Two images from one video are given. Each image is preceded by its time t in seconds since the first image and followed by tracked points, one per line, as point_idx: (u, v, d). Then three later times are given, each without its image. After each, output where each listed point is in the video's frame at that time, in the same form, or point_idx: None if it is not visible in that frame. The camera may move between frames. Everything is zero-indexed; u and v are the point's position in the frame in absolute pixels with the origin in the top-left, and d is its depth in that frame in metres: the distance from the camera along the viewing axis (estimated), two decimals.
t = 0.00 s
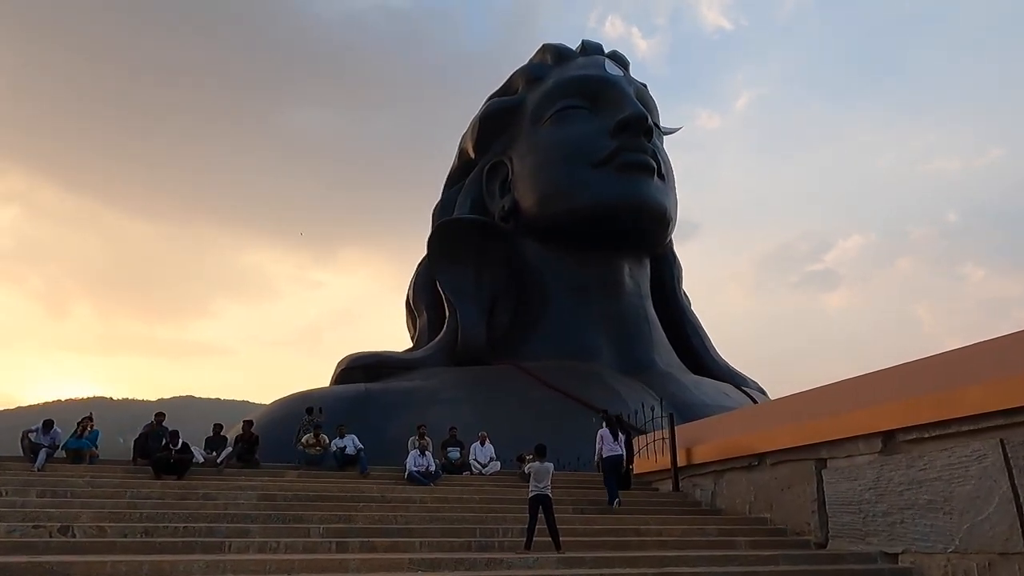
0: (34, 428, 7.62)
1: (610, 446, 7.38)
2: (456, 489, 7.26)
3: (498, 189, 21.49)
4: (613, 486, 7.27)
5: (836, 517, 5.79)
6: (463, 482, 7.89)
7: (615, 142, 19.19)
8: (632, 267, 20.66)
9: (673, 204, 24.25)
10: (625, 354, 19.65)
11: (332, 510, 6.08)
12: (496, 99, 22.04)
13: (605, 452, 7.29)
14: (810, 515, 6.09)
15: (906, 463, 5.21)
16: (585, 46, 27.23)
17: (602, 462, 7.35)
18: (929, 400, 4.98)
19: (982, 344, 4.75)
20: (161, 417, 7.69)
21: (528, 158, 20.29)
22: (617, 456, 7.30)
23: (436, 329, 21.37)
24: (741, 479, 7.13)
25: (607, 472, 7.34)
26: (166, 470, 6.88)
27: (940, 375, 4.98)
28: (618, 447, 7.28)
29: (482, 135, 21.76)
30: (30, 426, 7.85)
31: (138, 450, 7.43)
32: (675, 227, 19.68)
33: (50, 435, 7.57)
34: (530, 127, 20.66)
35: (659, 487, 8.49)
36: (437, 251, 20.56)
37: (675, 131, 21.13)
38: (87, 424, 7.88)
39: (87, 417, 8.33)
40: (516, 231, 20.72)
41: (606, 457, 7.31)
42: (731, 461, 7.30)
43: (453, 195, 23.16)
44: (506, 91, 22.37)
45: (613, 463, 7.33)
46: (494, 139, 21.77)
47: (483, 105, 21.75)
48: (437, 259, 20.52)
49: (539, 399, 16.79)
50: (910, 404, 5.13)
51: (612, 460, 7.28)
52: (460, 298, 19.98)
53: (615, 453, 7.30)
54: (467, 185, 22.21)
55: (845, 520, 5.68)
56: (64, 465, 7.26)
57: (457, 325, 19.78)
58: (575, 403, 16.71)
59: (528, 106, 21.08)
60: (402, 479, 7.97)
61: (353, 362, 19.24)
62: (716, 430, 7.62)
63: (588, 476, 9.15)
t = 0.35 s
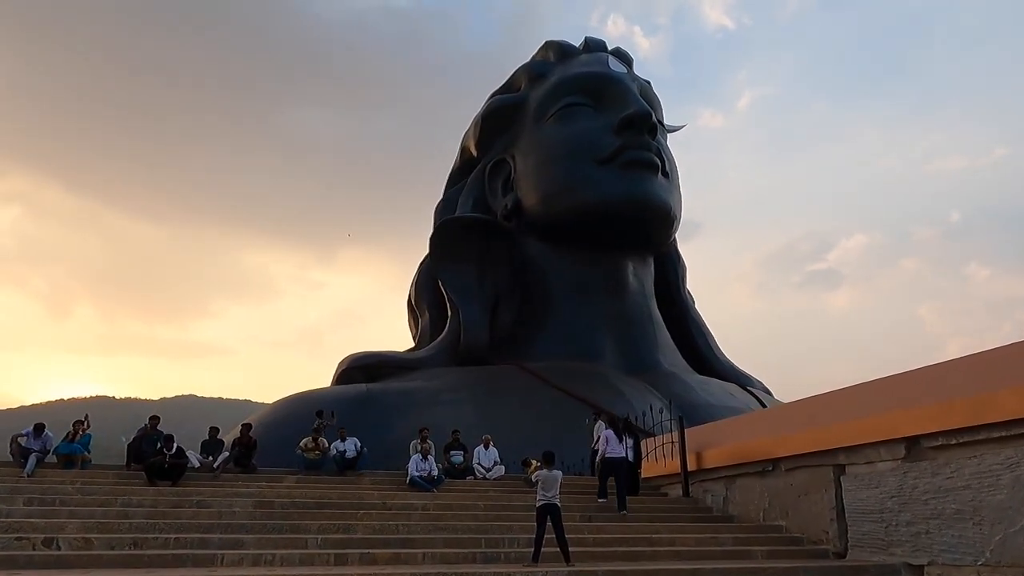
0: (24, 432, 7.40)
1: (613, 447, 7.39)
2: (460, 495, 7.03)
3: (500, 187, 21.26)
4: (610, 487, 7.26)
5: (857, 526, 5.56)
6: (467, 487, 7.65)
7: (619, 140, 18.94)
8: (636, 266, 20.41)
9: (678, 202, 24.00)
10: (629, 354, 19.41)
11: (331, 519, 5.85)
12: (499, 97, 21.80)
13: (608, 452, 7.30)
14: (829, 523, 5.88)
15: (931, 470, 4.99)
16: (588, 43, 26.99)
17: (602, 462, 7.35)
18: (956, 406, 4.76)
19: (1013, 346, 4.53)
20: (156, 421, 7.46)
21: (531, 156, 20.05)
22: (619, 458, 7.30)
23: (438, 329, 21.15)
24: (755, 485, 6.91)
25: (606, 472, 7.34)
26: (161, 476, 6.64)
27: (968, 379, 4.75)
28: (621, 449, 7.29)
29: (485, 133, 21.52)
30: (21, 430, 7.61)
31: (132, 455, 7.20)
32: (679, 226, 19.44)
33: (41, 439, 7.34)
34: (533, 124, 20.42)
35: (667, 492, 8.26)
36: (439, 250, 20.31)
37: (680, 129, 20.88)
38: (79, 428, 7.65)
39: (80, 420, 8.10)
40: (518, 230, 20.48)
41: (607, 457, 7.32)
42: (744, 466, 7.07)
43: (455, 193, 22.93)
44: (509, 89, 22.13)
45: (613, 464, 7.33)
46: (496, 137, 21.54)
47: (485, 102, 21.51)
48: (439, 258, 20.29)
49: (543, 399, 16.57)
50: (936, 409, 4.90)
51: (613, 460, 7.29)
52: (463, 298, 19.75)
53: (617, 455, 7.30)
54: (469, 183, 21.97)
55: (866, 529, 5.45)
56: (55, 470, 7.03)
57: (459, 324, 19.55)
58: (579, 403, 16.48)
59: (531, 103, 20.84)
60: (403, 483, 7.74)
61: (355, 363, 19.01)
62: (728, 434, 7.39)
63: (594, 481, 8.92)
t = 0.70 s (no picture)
0: (11, 435, 7.18)
1: (607, 447, 7.18)
2: (460, 500, 6.83)
3: (502, 184, 21.02)
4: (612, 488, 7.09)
5: (876, 535, 5.34)
6: (468, 491, 7.42)
7: (622, 136, 18.69)
8: (640, 263, 20.17)
9: (682, 198, 23.76)
10: (632, 353, 19.18)
11: (327, 527, 5.63)
12: (500, 93, 21.56)
13: (603, 454, 7.09)
14: (845, 531, 5.68)
15: (955, 478, 4.76)
16: (591, 37, 26.74)
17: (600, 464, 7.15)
18: (983, 410, 4.53)
19: None
20: (148, 423, 7.22)
21: (533, 153, 19.80)
22: (616, 459, 7.09)
23: (440, 327, 20.93)
24: (767, 489, 6.68)
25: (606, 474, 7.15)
26: (152, 481, 6.40)
27: (995, 382, 4.53)
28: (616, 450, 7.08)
29: (486, 129, 21.27)
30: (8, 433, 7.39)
31: (123, 458, 6.97)
32: (683, 222, 19.18)
33: (29, 442, 7.13)
34: (535, 120, 20.17)
35: (674, 496, 8.04)
36: (441, 247, 20.06)
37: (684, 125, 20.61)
38: (68, 430, 7.42)
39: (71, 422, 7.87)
40: (520, 227, 20.24)
41: (604, 459, 7.12)
42: (755, 470, 6.85)
43: (457, 190, 22.69)
44: (511, 84, 21.87)
45: (611, 464, 7.13)
46: (498, 133, 21.29)
47: (487, 98, 21.26)
48: (440, 255, 20.06)
49: (546, 398, 16.35)
50: (962, 413, 4.68)
51: (610, 462, 7.09)
52: (465, 295, 19.52)
53: (613, 456, 7.09)
54: (470, 180, 21.73)
55: (886, 537, 5.23)
56: (43, 474, 6.81)
57: (461, 322, 19.33)
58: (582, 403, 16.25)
59: (533, 99, 20.58)
60: (403, 487, 7.52)
61: (355, 361, 18.80)
62: (739, 436, 7.16)
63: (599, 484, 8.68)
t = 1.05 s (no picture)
0: (8, 438, 7.01)
1: (612, 446, 7.74)
2: (468, 504, 6.65)
3: (506, 183, 20.82)
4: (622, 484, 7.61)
5: (903, 541, 5.14)
6: (476, 495, 7.23)
7: (628, 134, 18.48)
8: (646, 262, 19.96)
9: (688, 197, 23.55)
10: (639, 353, 18.97)
11: (331, 533, 5.45)
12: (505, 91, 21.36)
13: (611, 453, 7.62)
14: (870, 537, 5.51)
15: (987, 482, 4.56)
16: (596, 36, 26.58)
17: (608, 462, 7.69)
18: (1017, 412, 4.33)
19: None
20: (147, 425, 7.04)
21: (538, 151, 19.60)
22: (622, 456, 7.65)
23: (444, 328, 20.74)
24: (786, 493, 6.49)
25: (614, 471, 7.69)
26: (152, 485, 6.19)
27: None
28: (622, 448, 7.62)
29: (490, 128, 21.08)
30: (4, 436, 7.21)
31: (121, 461, 6.77)
32: (689, 221, 18.97)
33: (26, 445, 6.97)
34: (540, 119, 19.97)
35: (687, 499, 7.85)
36: (445, 247, 19.86)
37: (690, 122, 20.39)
38: (66, 433, 7.23)
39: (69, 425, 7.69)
40: (525, 226, 20.04)
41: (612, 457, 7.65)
42: (772, 474, 6.66)
43: (461, 189, 22.50)
44: (515, 83, 21.68)
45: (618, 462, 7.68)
46: (502, 132, 21.09)
47: (491, 97, 21.06)
48: (444, 255, 19.87)
49: (552, 398, 16.14)
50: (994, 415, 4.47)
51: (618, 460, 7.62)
52: (469, 295, 19.32)
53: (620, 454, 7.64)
54: (475, 179, 21.54)
55: (913, 544, 5.03)
56: (41, 478, 6.62)
57: (466, 322, 19.14)
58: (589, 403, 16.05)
59: (538, 97, 20.39)
60: (409, 490, 7.33)
61: (359, 362, 18.62)
62: (754, 438, 6.96)
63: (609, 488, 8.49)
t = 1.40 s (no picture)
0: (7, 440, 6.86)
1: (621, 446, 7.81)
2: (479, 507, 6.47)
3: (513, 180, 20.62)
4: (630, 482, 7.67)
5: (932, 548, 4.97)
6: (486, 498, 7.05)
7: (635, 130, 18.27)
8: (654, 259, 19.75)
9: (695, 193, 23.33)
10: (647, 351, 18.78)
11: (338, 539, 5.27)
12: (510, 88, 21.15)
13: (618, 452, 7.70)
14: (896, 543, 5.35)
15: None
16: (603, 31, 26.36)
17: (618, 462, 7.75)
18: None
19: None
20: (148, 427, 6.86)
21: (544, 148, 19.40)
22: (630, 454, 7.72)
23: (451, 326, 20.57)
24: (806, 497, 6.32)
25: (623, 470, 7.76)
26: (155, 488, 5.99)
27: None
28: (629, 446, 7.69)
29: (496, 125, 20.88)
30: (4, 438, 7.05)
31: (122, 462, 6.59)
32: (698, 218, 18.75)
33: (26, 447, 6.82)
34: (547, 115, 19.77)
35: (702, 502, 7.67)
36: (451, 244, 19.67)
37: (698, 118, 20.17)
38: (67, 435, 7.07)
39: (70, 426, 7.53)
40: (532, 224, 19.85)
41: (620, 456, 7.73)
42: (791, 476, 6.48)
43: (467, 187, 22.31)
44: (521, 79, 21.47)
45: (627, 461, 7.75)
46: (508, 128, 20.89)
47: (497, 93, 20.86)
48: (450, 253, 19.68)
49: (560, 396, 15.96)
50: None
51: (625, 459, 7.69)
52: (476, 293, 19.14)
53: (627, 452, 7.72)
54: (481, 176, 21.34)
55: (944, 551, 4.86)
56: (41, 481, 6.46)
57: (472, 320, 18.97)
58: (598, 402, 15.86)
59: (544, 94, 20.18)
60: (417, 493, 7.16)
61: (366, 360, 18.46)
62: (772, 439, 6.77)
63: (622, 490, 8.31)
